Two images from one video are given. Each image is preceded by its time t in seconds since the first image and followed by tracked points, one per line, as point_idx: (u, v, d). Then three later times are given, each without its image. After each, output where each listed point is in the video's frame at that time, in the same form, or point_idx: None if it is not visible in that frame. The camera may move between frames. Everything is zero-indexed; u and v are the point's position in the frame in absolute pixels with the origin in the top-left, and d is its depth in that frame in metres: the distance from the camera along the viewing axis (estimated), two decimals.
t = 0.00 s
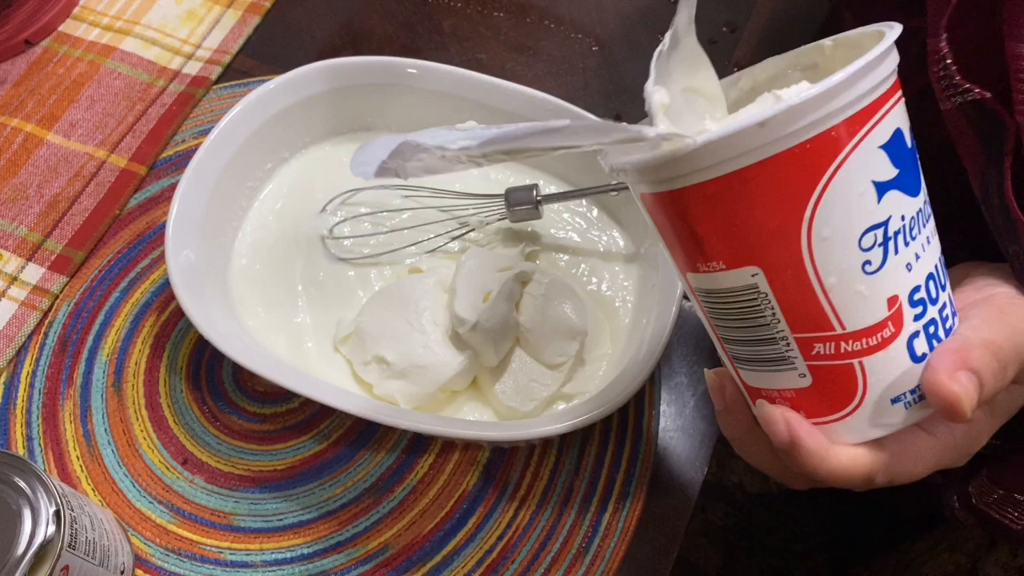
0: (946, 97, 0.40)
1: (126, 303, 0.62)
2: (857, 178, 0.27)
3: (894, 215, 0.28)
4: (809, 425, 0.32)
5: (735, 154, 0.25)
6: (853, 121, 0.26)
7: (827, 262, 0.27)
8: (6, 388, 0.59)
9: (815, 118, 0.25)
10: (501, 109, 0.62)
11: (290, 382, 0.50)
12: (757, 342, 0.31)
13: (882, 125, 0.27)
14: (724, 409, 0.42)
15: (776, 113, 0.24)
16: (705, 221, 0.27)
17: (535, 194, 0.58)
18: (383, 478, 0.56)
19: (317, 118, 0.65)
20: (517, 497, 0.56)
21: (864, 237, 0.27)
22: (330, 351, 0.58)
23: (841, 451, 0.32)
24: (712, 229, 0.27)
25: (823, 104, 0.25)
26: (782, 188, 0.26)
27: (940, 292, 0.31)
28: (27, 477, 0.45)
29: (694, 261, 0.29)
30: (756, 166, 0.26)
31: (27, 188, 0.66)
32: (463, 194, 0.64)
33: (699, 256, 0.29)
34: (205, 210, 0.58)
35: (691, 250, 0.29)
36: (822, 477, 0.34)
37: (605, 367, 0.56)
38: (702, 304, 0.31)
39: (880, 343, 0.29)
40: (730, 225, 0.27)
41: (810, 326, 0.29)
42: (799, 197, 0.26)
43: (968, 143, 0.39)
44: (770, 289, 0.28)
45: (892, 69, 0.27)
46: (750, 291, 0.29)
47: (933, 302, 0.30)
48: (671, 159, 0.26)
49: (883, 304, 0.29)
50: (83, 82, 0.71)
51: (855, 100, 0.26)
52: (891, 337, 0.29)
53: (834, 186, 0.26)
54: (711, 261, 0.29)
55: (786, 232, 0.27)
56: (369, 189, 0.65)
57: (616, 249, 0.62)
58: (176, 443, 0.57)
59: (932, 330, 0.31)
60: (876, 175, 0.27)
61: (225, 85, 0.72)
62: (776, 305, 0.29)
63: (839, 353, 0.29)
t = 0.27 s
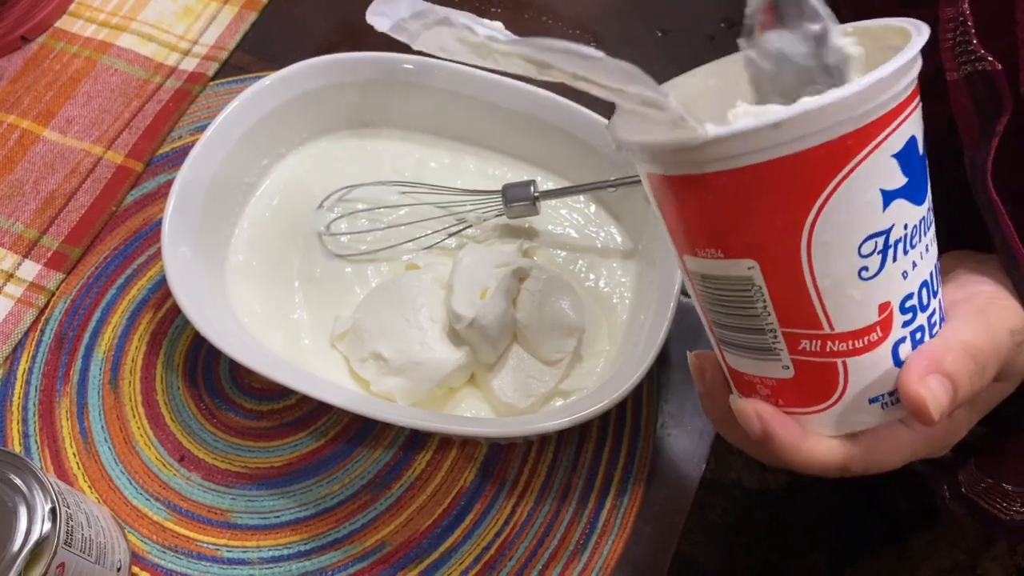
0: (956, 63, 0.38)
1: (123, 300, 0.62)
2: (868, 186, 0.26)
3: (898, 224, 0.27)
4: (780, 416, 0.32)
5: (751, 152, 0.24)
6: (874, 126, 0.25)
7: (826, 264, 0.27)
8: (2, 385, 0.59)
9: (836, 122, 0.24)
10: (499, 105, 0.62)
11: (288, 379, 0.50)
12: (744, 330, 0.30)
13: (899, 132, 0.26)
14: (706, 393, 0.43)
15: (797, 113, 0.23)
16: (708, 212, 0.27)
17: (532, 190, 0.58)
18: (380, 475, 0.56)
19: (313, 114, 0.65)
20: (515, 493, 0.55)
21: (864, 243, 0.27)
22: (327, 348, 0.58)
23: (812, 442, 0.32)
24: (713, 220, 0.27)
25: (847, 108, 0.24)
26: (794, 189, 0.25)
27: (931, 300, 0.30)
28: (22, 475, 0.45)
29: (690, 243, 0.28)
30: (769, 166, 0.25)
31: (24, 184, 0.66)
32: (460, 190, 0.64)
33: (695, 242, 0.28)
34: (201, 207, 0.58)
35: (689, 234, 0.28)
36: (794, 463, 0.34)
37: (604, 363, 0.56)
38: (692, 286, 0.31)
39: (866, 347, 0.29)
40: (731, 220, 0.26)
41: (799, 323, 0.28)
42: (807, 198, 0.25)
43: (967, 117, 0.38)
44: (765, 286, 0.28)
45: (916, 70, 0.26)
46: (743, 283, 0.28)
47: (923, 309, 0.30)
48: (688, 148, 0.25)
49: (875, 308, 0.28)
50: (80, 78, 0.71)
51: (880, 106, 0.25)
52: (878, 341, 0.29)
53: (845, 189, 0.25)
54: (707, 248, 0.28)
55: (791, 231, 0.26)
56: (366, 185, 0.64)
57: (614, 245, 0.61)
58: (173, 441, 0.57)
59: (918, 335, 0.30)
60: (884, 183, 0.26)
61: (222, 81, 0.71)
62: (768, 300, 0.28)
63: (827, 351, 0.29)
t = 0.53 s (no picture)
0: None
1: (121, 297, 0.62)
2: (936, 186, 0.26)
3: (956, 228, 0.27)
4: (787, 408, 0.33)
5: (821, 138, 0.24)
6: (959, 127, 0.24)
7: (878, 254, 0.27)
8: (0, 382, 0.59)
9: (921, 115, 0.24)
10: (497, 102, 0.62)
11: (286, 375, 0.50)
12: (777, 314, 0.30)
13: (979, 137, 0.25)
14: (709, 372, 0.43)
15: (885, 105, 0.23)
16: (763, 190, 0.26)
17: (531, 186, 0.58)
18: (379, 472, 0.56)
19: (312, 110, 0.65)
20: (513, 490, 0.55)
21: (921, 244, 0.27)
22: (326, 345, 0.58)
23: (820, 437, 0.33)
24: (767, 199, 0.27)
25: (934, 107, 0.23)
26: (859, 176, 0.25)
27: (966, 306, 0.30)
28: (21, 471, 0.45)
29: (736, 219, 0.28)
30: (839, 154, 0.24)
31: (21, 180, 0.66)
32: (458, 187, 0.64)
33: (744, 217, 0.28)
34: (200, 203, 0.58)
35: (738, 207, 0.28)
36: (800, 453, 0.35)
37: (604, 359, 0.56)
38: (732, 265, 0.31)
39: (896, 348, 0.29)
40: (789, 201, 0.26)
41: (838, 314, 0.29)
42: (870, 190, 0.25)
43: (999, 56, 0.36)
44: (809, 272, 0.28)
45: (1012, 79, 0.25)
46: (788, 267, 0.28)
47: (957, 316, 0.30)
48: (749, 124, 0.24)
49: (913, 310, 0.28)
50: (78, 75, 0.71)
51: (967, 109, 0.24)
52: (909, 343, 0.29)
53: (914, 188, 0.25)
54: (756, 224, 0.28)
55: (849, 218, 0.26)
56: (364, 181, 0.64)
57: (612, 241, 0.61)
58: (171, 437, 0.57)
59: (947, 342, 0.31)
60: (952, 185, 0.26)
61: (220, 78, 0.71)
62: (809, 286, 0.28)
63: (856, 347, 0.29)
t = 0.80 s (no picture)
0: None
1: (121, 294, 0.62)
2: (890, 130, 0.25)
3: (920, 176, 0.27)
4: (787, 382, 0.31)
5: (767, 83, 0.24)
6: (902, 68, 0.25)
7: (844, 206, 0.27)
8: None
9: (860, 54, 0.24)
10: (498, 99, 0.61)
11: (284, 372, 0.50)
12: (753, 284, 0.30)
13: (928, 81, 0.25)
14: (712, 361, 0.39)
15: (814, 43, 0.23)
16: (724, 150, 0.26)
17: (531, 182, 0.58)
18: (378, 468, 0.56)
19: (312, 106, 0.64)
20: (513, 486, 0.55)
21: (883, 192, 0.26)
22: (326, 342, 0.58)
23: (820, 414, 0.31)
24: (730, 160, 0.27)
25: (869, 45, 0.24)
26: (811, 123, 0.25)
27: (950, 266, 0.29)
28: (20, 468, 0.45)
29: (705, 190, 0.28)
30: (787, 99, 0.25)
31: (21, 177, 0.66)
32: (458, 183, 0.64)
33: (712, 186, 0.28)
34: (198, 200, 0.58)
35: (705, 177, 0.28)
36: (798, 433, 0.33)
37: (602, 355, 0.56)
38: (705, 238, 0.30)
39: (877, 306, 0.28)
40: (750, 157, 0.26)
41: (810, 273, 0.28)
42: (825, 136, 0.25)
43: None
44: (778, 232, 0.28)
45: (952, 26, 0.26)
46: (757, 228, 0.28)
47: (941, 275, 0.29)
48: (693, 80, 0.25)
49: (890, 266, 0.28)
50: (77, 72, 0.71)
51: (906, 48, 0.24)
52: (890, 302, 0.28)
53: (865, 131, 0.25)
54: (724, 192, 0.28)
55: (805, 168, 0.26)
56: (364, 178, 0.64)
57: (612, 236, 0.61)
58: (171, 434, 0.57)
59: (933, 303, 0.29)
60: (909, 130, 0.26)
61: (219, 75, 0.71)
62: (781, 250, 0.28)
63: (835, 307, 0.28)
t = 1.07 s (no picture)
0: None
1: (119, 291, 0.62)
2: (909, 128, 0.26)
3: (935, 176, 0.27)
4: (799, 376, 0.30)
5: (796, 67, 0.25)
6: (928, 68, 0.26)
7: (861, 197, 0.27)
8: None
9: (886, 48, 0.25)
10: (497, 97, 0.61)
11: (283, 370, 0.50)
12: (766, 272, 0.30)
13: (950, 84, 0.26)
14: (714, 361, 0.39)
15: (847, 29, 0.24)
16: (745, 131, 0.27)
17: (529, 180, 0.58)
18: (377, 466, 0.56)
19: (310, 104, 0.64)
20: (511, 484, 0.55)
21: (899, 188, 0.27)
22: (326, 341, 0.58)
23: (822, 415, 0.31)
24: (751, 142, 0.27)
25: (896, 39, 0.25)
26: (830, 110, 0.26)
27: (956, 274, 0.30)
28: (19, 466, 0.45)
29: (726, 173, 0.29)
30: (812, 84, 0.25)
31: (19, 175, 0.66)
32: (456, 181, 0.64)
33: (733, 168, 0.29)
34: (197, 198, 0.58)
35: (726, 160, 0.29)
36: (795, 429, 0.33)
37: (601, 353, 0.56)
38: (723, 226, 0.31)
39: (885, 303, 0.29)
40: (770, 141, 0.27)
41: (820, 263, 0.28)
42: (847, 125, 0.26)
43: None
44: (793, 218, 0.28)
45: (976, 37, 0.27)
46: (773, 214, 0.29)
47: (947, 280, 0.29)
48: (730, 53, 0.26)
49: (899, 265, 0.28)
50: (75, 69, 0.71)
51: (931, 49, 0.25)
52: (897, 300, 0.29)
53: (884, 126, 0.26)
54: (744, 174, 0.28)
55: (824, 157, 0.27)
56: (362, 176, 0.64)
57: (610, 234, 0.61)
58: (169, 431, 0.57)
59: (938, 308, 0.29)
60: (927, 129, 0.27)
61: (218, 72, 0.71)
62: (795, 237, 0.28)
63: (844, 301, 0.29)
